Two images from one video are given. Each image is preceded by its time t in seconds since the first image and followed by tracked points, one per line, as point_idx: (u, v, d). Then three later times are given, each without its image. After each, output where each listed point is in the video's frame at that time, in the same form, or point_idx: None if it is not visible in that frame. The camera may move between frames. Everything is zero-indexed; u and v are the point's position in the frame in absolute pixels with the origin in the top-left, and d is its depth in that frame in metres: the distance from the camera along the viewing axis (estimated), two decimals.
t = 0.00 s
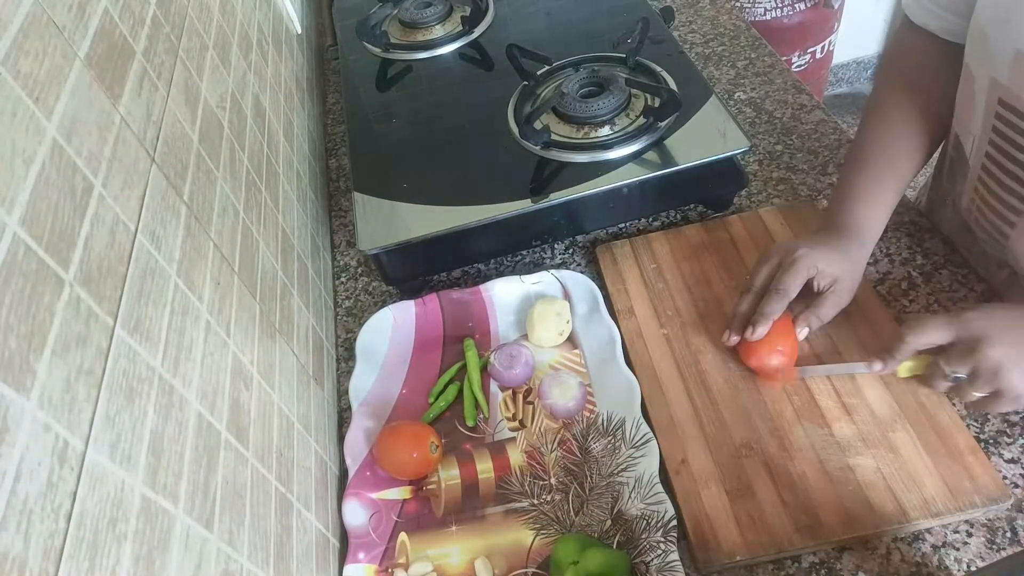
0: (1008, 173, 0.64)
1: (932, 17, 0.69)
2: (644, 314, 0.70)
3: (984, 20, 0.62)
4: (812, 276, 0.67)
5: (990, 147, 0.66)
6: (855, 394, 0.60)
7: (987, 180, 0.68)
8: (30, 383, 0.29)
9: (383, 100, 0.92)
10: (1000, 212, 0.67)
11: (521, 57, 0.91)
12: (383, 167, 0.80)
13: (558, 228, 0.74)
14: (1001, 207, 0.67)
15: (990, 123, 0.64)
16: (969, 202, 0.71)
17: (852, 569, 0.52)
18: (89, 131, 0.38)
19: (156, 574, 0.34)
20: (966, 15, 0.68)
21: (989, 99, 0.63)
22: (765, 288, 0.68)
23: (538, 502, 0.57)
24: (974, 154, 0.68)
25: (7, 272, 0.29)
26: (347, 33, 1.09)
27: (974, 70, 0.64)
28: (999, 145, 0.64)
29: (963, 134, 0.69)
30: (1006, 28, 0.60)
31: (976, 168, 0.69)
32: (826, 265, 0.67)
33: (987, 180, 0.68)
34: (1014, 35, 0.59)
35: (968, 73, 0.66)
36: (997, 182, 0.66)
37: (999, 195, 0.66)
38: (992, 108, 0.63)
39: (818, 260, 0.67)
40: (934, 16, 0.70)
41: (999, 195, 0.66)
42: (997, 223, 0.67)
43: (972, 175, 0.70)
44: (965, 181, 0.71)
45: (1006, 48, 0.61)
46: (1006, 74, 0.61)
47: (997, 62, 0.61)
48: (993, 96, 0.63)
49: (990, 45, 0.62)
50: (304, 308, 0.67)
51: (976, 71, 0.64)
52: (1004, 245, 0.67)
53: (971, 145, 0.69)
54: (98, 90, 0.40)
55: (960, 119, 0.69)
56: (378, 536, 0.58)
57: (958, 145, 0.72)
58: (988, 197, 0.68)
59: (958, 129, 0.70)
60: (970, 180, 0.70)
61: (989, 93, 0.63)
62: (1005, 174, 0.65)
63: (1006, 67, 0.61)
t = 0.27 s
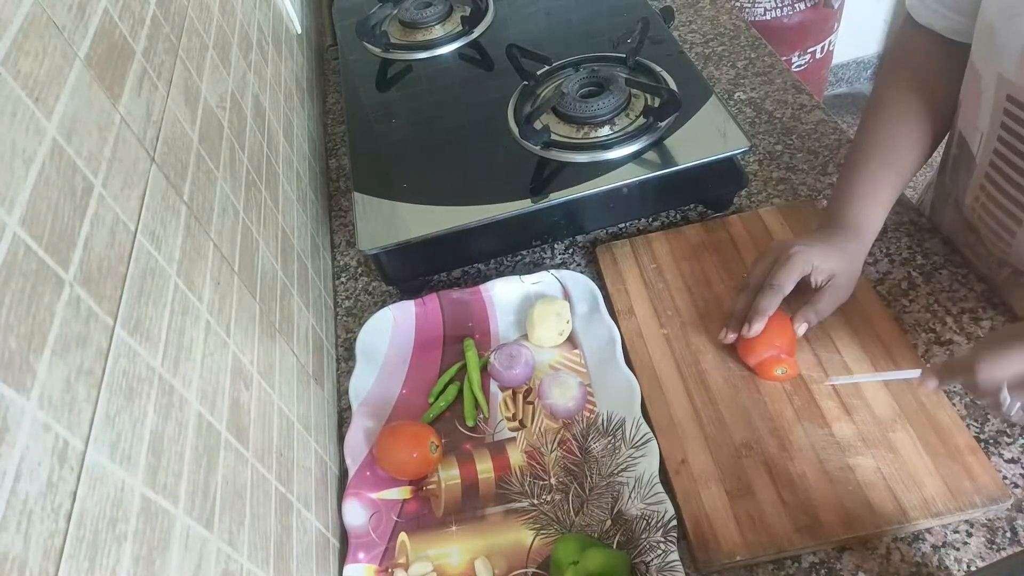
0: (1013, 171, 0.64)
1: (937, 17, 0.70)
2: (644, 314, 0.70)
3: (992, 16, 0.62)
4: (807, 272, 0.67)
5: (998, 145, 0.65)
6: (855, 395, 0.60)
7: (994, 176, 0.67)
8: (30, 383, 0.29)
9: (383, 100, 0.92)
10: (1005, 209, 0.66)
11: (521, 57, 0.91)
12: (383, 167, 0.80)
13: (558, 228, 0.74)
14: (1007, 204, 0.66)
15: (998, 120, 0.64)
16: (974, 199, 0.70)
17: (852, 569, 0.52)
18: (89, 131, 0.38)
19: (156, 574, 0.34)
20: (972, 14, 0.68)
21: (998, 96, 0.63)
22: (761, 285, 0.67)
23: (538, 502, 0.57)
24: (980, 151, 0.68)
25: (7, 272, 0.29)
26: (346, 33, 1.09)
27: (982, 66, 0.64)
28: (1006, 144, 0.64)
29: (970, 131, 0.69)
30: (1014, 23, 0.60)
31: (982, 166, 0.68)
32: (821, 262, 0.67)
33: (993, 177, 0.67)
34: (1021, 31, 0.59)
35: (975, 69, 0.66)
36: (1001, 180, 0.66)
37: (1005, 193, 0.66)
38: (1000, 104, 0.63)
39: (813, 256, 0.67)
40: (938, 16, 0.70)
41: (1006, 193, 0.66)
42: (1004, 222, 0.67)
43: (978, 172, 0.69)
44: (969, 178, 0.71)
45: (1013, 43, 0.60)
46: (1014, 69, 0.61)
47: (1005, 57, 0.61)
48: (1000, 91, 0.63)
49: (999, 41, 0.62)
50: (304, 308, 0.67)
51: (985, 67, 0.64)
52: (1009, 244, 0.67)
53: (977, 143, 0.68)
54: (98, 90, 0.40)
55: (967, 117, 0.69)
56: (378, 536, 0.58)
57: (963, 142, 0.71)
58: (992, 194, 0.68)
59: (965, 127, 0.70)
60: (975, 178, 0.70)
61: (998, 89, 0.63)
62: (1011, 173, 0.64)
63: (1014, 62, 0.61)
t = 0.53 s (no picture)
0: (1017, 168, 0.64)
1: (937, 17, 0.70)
2: (644, 314, 0.70)
3: (1000, 11, 0.62)
4: (807, 273, 0.67)
5: (999, 140, 0.65)
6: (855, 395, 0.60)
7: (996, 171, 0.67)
8: (30, 382, 0.29)
9: (383, 100, 0.92)
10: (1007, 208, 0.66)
11: (521, 57, 0.91)
12: (383, 167, 0.80)
13: (558, 228, 0.74)
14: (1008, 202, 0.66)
15: (1001, 114, 0.64)
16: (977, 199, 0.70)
17: (852, 569, 0.52)
18: (89, 131, 0.38)
19: (155, 574, 0.34)
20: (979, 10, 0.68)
21: (1002, 91, 0.63)
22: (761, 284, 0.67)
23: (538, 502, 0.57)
24: (983, 148, 0.68)
25: (7, 272, 0.29)
26: (347, 33, 1.09)
27: (989, 62, 0.64)
28: (1007, 139, 0.64)
29: (974, 127, 0.69)
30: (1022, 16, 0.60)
31: (985, 162, 0.68)
32: (821, 261, 0.67)
33: (995, 174, 0.67)
34: None
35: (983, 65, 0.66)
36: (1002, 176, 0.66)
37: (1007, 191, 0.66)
38: (1005, 98, 0.63)
39: (812, 257, 0.67)
40: (947, 12, 0.69)
41: (1008, 190, 0.66)
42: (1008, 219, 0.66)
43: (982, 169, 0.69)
44: (973, 176, 0.71)
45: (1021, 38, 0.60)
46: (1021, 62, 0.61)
47: (1011, 51, 0.61)
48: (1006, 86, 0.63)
49: (1007, 36, 0.61)
50: (304, 308, 0.67)
51: (991, 63, 0.64)
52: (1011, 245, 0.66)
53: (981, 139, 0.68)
54: (98, 90, 0.40)
55: (971, 113, 0.69)
56: (378, 536, 0.58)
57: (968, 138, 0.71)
58: (995, 194, 0.68)
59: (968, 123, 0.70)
60: (978, 176, 0.70)
61: (1002, 83, 0.63)
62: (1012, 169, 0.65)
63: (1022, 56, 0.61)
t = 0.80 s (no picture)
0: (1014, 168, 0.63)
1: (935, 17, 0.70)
2: (644, 314, 0.70)
3: (999, 9, 0.61)
4: (806, 273, 0.67)
5: (994, 138, 0.65)
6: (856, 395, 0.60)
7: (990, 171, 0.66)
8: (31, 382, 0.29)
9: (383, 101, 0.92)
10: (1002, 206, 0.66)
11: (521, 57, 0.91)
12: (383, 167, 0.80)
13: (558, 228, 0.74)
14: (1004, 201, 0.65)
15: (996, 113, 0.63)
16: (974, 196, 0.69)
17: (852, 569, 0.52)
18: (89, 131, 0.38)
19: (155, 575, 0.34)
20: (980, 9, 0.67)
21: (998, 88, 0.63)
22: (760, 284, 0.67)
23: (538, 502, 0.57)
24: (979, 146, 0.67)
25: (7, 272, 0.29)
26: (347, 33, 1.09)
27: (987, 60, 0.64)
28: (1001, 137, 0.64)
29: (972, 127, 0.68)
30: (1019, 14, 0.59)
31: (981, 161, 0.68)
32: (821, 261, 0.67)
33: (991, 174, 0.66)
34: None
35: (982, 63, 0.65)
36: (999, 175, 0.65)
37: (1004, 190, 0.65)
38: (999, 97, 0.63)
39: (811, 257, 0.67)
40: (950, 12, 0.69)
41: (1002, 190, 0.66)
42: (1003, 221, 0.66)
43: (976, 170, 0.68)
44: (970, 176, 0.70)
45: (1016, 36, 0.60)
46: (1018, 60, 0.60)
47: (1009, 50, 0.61)
48: (1001, 85, 0.62)
49: (1004, 34, 0.61)
50: (304, 308, 0.67)
51: (989, 61, 0.63)
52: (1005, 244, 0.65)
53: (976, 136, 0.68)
54: (97, 90, 0.40)
55: (971, 111, 0.68)
56: (379, 535, 0.58)
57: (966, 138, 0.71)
58: (991, 193, 0.67)
59: (967, 123, 0.69)
60: (974, 175, 0.69)
61: (998, 81, 0.62)
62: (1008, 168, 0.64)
63: (1016, 55, 0.60)
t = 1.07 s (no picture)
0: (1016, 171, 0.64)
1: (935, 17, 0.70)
2: (644, 314, 0.70)
3: (991, 15, 0.61)
4: (806, 272, 0.67)
5: (996, 143, 0.65)
6: (855, 395, 0.60)
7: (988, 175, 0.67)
8: (31, 382, 0.29)
9: (383, 101, 0.92)
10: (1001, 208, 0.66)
11: (521, 57, 0.91)
12: (383, 168, 0.80)
13: (558, 228, 0.74)
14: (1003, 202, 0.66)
15: (997, 119, 0.64)
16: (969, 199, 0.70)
17: (852, 569, 0.52)
18: (89, 131, 0.38)
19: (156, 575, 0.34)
20: (971, 15, 0.67)
21: (996, 95, 0.63)
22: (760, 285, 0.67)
23: (538, 502, 0.57)
24: (977, 150, 0.68)
25: (7, 272, 0.29)
26: (347, 33, 1.09)
27: (981, 68, 0.64)
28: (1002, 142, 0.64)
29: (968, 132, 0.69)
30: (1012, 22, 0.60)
31: (978, 165, 0.68)
32: (822, 261, 0.67)
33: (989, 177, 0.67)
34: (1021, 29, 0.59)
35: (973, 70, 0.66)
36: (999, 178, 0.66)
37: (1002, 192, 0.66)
38: (999, 102, 0.63)
39: (811, 257, 0.67)
40: (940, 17, 0.69)
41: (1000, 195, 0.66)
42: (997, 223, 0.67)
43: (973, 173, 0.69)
44: (964, 179, 0.71)
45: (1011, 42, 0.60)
46: (1014, 67, 0.60)
47: (1004, 58, 0.61)
48: (998, 90, 0.63)
49: (996, 42, 0.61)
50: (304, 308, 0.67)
51: (983, 69, 0.64)
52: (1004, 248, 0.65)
53: (974, 141, 0.68)
54: (97, 90, 0.40)
55: (965, 117, 0.69)
56: (379, 535, 0.58)
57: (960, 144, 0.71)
58: (988, 194, 0.68)
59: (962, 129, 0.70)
60: (971, 177, 0.70)
61: (995, 89, 0.63)
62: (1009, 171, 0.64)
63: (1012, 61, 0.60)
